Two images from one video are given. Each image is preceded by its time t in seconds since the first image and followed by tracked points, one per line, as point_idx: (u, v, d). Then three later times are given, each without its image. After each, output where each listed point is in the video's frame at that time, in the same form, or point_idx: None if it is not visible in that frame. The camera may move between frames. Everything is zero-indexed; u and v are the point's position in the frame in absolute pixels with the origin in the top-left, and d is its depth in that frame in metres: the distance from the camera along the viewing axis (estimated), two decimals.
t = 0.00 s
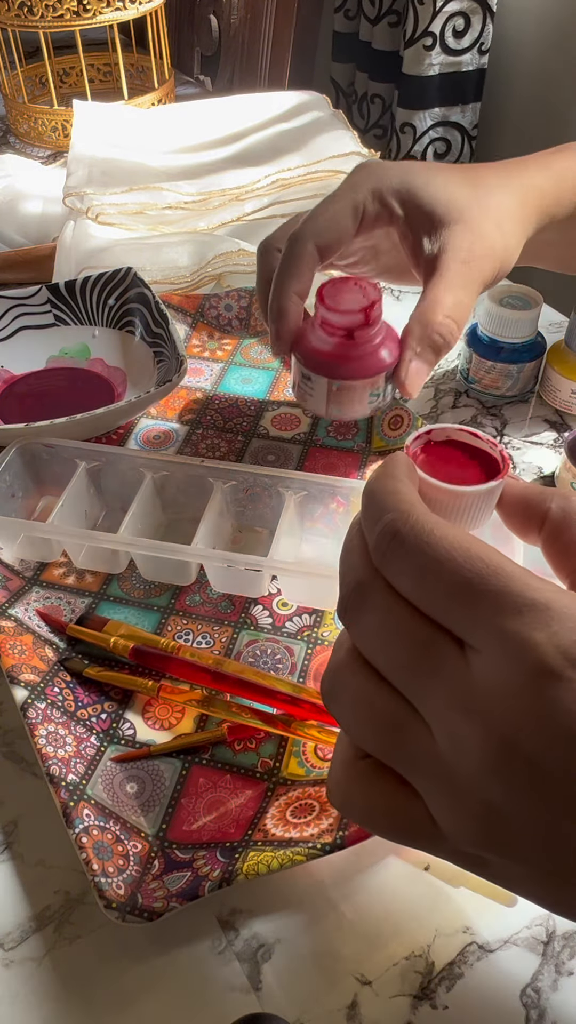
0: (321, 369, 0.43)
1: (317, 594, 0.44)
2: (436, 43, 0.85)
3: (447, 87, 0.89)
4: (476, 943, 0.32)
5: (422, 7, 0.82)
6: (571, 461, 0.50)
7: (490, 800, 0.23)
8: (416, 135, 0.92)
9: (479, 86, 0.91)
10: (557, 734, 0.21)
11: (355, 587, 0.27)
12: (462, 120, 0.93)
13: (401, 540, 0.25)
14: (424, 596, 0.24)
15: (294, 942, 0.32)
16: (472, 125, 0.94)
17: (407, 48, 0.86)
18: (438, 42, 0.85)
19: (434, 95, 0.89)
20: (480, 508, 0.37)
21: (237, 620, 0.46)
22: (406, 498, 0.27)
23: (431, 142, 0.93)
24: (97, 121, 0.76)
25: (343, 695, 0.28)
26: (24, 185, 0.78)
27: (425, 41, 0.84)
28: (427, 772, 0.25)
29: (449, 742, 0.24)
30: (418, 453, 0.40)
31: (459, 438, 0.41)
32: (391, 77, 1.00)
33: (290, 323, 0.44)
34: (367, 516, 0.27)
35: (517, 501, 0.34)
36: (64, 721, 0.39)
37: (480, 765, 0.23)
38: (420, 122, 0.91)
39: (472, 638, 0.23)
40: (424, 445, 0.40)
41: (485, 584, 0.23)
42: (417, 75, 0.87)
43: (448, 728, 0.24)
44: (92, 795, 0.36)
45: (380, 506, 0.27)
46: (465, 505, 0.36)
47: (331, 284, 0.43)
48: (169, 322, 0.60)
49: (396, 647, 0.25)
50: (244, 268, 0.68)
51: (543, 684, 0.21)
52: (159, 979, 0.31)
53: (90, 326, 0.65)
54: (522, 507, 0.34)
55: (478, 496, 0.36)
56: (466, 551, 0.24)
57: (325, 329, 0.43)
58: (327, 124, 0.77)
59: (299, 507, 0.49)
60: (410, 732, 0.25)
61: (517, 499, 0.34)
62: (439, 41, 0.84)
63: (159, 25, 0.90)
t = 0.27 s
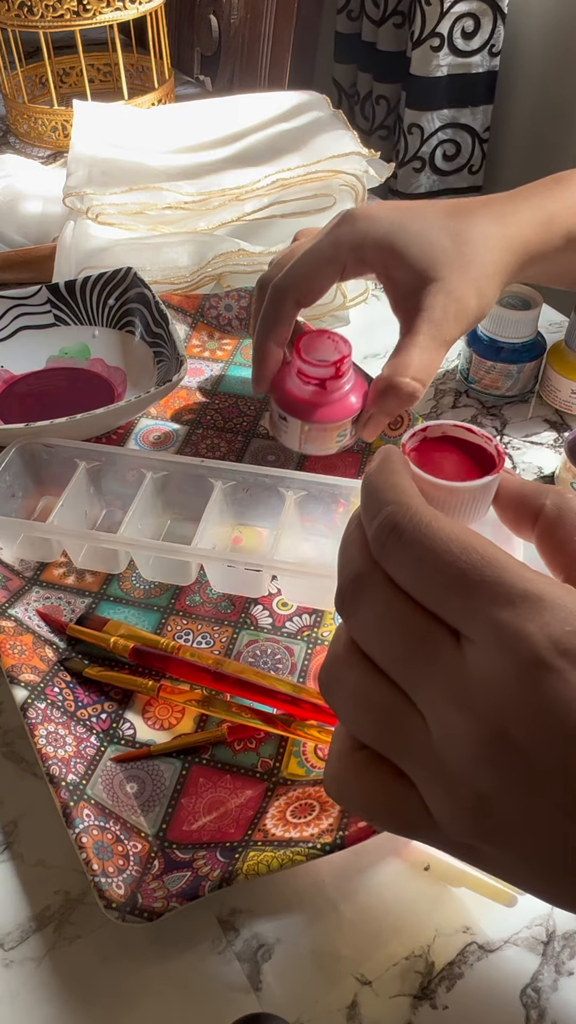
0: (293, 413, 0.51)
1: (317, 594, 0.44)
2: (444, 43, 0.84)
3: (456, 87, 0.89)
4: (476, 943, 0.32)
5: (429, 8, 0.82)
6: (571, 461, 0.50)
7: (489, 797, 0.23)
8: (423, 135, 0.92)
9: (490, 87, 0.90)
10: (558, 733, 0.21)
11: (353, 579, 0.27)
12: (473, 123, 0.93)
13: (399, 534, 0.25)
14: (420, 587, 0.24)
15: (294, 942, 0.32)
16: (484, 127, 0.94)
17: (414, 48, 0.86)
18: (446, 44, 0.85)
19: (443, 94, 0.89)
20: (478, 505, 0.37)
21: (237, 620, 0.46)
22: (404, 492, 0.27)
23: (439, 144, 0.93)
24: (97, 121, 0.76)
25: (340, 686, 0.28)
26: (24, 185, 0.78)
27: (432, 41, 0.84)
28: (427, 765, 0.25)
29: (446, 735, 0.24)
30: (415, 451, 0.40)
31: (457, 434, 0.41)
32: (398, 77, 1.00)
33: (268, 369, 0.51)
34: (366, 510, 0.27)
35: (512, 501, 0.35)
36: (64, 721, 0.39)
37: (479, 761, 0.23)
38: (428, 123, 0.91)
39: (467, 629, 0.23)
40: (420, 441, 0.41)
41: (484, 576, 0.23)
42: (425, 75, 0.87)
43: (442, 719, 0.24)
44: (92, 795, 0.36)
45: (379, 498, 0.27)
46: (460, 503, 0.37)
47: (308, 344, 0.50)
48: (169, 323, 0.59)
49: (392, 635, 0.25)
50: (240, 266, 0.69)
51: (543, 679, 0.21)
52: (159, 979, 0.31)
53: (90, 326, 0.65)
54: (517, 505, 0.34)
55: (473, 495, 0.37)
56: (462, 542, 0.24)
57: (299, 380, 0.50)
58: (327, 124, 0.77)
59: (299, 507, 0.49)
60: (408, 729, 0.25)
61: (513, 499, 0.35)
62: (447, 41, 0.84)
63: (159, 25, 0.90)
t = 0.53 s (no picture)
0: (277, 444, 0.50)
1: (317, 594, 0.44)
2: (448, 43, 0.85)
3: (460, 87, 0.89)
4: (476, 943, 0.32)
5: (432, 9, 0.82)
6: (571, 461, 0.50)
7: (491, 797, 0.23)
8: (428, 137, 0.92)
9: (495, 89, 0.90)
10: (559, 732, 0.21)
11: (355, 581, 0.27)
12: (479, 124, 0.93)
13: (401, 534, 0.25)
14: (422, 587, 0.24)
15: (294, 942, 0.32)
16: (491, 129, 0.93)
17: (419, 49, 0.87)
18: (450, 44, 0.85)
19: (447, 94, 0.89)
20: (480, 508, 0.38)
21: (237, 620, 0.46)
22: (406, 492, 0.27)
23: (444, 145, 0.94)
24: (97, 121, 0.76)
25: (342, 684, 0.28)
26: (24, 185, 0.78)
27: (436, 41, 0.84)
28: (430, 765, 0.25)
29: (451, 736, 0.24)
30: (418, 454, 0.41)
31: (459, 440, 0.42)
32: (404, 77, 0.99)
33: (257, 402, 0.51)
34: (369, 512, 0.27)
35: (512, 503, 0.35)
36: (64, 721, 0.38)
37: (484, 763, 0.23)
38: (433, 123, 0.91)
39: (468, 628, 0.23)
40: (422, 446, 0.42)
41: (486, 575, 0.23)
42: (429, 76, 0.87)
43: (445, 717, 0.24)
44: (92, 795, 0.35)
45: (382, 499, 0.27)
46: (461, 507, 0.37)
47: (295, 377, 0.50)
48: (169, 323, 0.59)
49: (394, 634, 0.25)
50: (241, 266, 0.70)
51: (545, 678, 0.21)
52: (160, 979, 0.31)
53: (90, 326, 0.65)
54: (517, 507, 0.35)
55: (474, 497, 0.37)
56: (462, 543, 0.24)
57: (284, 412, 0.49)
58: (327, 124, 0.77)
59: (299, 507, 0.49)
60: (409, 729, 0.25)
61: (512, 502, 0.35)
62: (451, 41, 0.84)
63: (159, 25, 0.90)
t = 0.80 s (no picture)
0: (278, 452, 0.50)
1: (317, 593, 0.44)
2: (449, 43, 0.84)
3: (462, 87, 0.89)
4: (476, 943, 0.32)
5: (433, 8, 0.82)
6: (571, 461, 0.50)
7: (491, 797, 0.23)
8: (428, 136, 0.92)
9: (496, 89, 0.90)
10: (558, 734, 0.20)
11: (351, 582, 0.27)
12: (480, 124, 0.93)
13: (395, 534, 0.25)
14: (416, 584, 0.24)
15: (294, 942, 0.32)
16: (492, 129, 0.93)
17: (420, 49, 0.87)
18: (450, 44, 0.84)
19: (448, 95, 0.89)
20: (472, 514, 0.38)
21: (237, 620, 0.46)
22: (399, 495, 0.27)
23: (445, 145, 0.93)
24: (97, 121, 0.76)
25: (339, 684, 0.27)
26: (24, 185, 0.78)
27: (437, 41, 0.84)
28: (429, 763, 0.24)
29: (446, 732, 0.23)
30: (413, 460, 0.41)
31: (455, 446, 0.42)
32: (406, 77, 0.99)
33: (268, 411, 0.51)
34: (362, 515, 0.27)
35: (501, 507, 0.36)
36: (64, 721, 0.38)
37: (480, 758, 0.22)
38: (433, 123, 0.91)
39: (460, 623, 0.23)
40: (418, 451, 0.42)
41: (478, 569, 0.23)
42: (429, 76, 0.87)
43: (441, 712, 0.23)
44: (92, 795, 0.35)
45: (374, 502, 0.27)
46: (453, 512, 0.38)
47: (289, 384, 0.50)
48: (169, 323, 0.59)
49: (391, 634, 0.25)
50: (242, 267, 0.69)
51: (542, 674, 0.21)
52: (159, 979, 0.31)
53: (90, 326, 0.65)
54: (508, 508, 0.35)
55: (467, 504, 0.37)
56: (453, 540, 0.24)
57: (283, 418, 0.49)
58: (327, 124, 0.77)
59: (299, 507, 0.48)
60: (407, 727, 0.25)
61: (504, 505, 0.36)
62: (451, 41, 0.84)
63: (159, 25, 0.90)
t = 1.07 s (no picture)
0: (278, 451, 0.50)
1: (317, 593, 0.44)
2: (445, 43, 0.85)
3: (458, 87, 0.89)
4: (476, 943, 0.32)
5: (430, 8, 0.82)
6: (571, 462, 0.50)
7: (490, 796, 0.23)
8: (424, 135, 0.92)
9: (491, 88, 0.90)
10: (555, 733, 0.21)
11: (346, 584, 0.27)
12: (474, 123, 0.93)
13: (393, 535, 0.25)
14: (392, 591, 0.25)
15: (294, 942, 0.32)
16: (486, 128, 0.93)
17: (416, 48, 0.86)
18: (447, 43, 0.85)
19: (444, 94, 0.89)
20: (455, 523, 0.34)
21: (237, 620, 0.46)
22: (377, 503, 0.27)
23: (440, 143, 0.93)
24: (97, 121, 0.76)
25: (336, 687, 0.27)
26: (24, 185, 0.78)
27: (433, 41, 0.84)
28: (407, 766, 0.25)
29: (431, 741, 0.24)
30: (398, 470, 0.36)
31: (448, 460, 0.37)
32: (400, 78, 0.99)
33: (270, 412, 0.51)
34: (343, 523, 0.27)
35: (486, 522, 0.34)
36: (64, 721, 0.38)
37: (468, 760, 0.22)
38: (430, 123, 0.91)
39: (436, 628, 0.24)
40: (403, 462, 0.37)
41: (466, 572, 0.23)
42: (425, 75, 0.87)
43: (429, 715, 0.24)
44: (92, 795, 0.35)
45: (350, 510, 0.27)
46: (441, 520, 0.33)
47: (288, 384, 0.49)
48: (169, 323, 0.59)
49: (388, 636, 0.25)
50: (242, 267, 0.69)
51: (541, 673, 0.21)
52: (159, 979, 0.31)
53: (90, 326, 0.65)
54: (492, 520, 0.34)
55: (453, 512, 0.34)
56: (440, 543, 0.24)
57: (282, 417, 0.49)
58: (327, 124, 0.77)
59: (299, 507, 0.49)
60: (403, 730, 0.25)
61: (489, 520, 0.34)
62: (448, 41, 0.84)
63: (159, 25, 0.90)
